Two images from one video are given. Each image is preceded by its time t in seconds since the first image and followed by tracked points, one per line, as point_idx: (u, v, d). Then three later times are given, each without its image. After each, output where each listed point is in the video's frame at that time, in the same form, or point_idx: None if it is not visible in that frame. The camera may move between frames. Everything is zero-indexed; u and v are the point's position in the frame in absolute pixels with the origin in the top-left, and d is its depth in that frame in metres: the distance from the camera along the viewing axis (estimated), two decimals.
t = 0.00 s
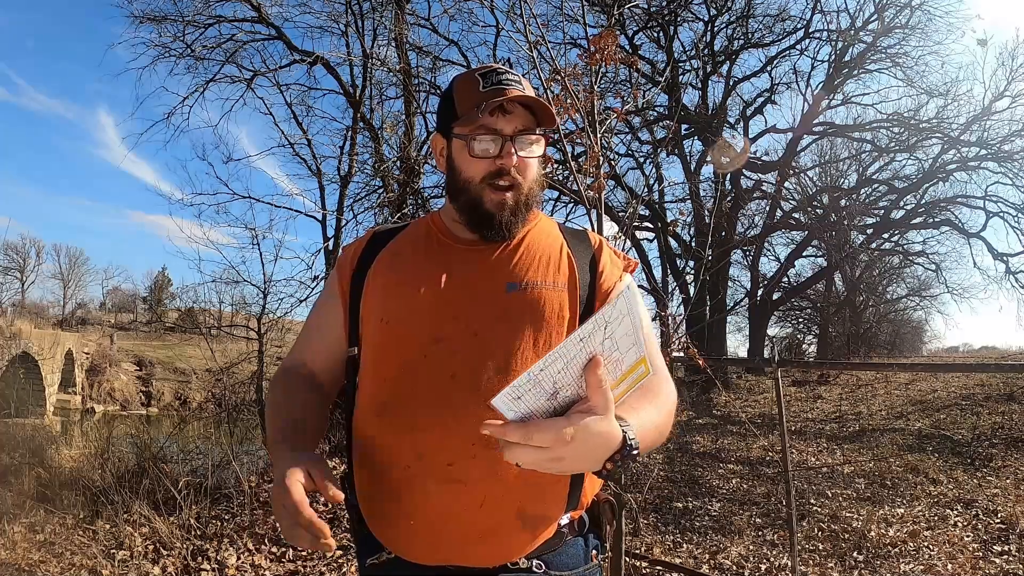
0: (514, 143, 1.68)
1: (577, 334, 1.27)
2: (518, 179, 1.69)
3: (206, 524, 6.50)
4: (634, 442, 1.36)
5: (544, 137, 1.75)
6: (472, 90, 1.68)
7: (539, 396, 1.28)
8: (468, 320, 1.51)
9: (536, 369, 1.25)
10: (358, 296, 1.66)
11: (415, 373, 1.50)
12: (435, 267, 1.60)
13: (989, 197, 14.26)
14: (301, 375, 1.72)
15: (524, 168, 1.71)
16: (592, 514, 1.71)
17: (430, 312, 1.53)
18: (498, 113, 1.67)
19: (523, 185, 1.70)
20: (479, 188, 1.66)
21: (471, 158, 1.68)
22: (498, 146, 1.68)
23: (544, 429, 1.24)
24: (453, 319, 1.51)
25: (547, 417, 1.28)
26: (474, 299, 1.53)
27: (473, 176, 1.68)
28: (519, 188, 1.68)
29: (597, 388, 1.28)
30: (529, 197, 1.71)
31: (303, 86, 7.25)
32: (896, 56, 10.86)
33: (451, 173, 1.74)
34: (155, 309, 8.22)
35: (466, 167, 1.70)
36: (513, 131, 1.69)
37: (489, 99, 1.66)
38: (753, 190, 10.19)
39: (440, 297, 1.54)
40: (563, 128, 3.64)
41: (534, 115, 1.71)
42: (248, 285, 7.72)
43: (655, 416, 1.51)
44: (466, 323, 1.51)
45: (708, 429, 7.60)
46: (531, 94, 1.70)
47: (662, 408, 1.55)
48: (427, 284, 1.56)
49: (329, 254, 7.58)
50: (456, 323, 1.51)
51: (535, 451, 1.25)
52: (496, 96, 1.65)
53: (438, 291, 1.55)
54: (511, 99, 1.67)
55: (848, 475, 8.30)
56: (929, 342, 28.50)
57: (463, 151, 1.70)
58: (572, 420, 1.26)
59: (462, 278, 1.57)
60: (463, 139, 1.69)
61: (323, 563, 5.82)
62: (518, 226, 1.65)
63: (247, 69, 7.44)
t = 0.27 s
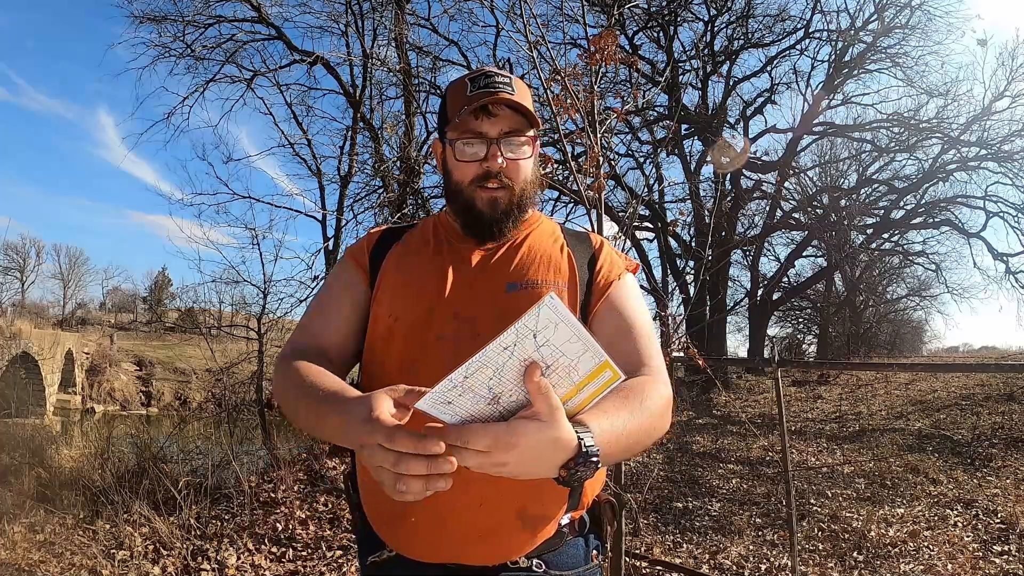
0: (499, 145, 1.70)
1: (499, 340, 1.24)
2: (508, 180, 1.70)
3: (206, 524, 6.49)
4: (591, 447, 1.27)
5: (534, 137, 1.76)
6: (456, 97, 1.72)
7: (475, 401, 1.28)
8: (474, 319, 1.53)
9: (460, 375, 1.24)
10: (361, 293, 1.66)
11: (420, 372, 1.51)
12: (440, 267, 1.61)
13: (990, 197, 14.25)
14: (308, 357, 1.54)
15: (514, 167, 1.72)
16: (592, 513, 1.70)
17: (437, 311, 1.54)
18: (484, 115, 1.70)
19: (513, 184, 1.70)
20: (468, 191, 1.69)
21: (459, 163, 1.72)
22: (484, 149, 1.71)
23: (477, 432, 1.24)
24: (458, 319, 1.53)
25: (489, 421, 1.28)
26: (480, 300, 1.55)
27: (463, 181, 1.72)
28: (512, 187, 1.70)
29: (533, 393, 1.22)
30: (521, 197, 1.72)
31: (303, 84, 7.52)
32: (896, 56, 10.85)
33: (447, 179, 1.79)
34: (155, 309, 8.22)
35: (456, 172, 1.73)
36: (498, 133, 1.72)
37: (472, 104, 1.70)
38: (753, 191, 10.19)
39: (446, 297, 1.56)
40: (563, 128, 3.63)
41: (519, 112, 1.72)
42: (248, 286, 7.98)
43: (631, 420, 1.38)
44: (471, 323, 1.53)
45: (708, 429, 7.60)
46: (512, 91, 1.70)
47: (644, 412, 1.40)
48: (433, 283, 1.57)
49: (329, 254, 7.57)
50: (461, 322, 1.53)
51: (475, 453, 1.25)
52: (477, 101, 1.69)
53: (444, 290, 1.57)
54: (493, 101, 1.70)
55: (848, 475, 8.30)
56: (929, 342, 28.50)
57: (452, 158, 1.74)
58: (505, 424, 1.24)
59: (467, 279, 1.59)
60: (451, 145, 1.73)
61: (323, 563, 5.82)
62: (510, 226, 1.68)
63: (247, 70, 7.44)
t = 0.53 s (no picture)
0: (501, 147, 1.71)
1: (506, 342, 1.26)
2: (510, 181, 1.70)
3: (206, 524, 6.49)
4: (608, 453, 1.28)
5: (536, 139, 1.76)
6: (456, 99, 1.72)
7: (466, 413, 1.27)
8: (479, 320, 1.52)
9: (461, 373, 1.24)
10: (368, 292, 1.67)
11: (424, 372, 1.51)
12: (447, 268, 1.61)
13: (990, 197, 14.24)
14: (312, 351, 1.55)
15: (516, 167, 1.72)
16: (595, 513, 1.70)
17: (443, 311, 1.55)
18: (485, 117, 1.71)
19: (516, 186, 1.71)
20: (470, 192, 1.69)
21: (459, 164, 1.72)
22: (486, 149, 1.71)
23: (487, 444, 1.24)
24: (464, 320, 1.53)
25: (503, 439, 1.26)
26: (487, 301, 1.55)
27: (464, 182, 1.71)
28: (514, 188, 1.70)
29: (545, 403, 1.21)
30: (524, 198, 1.72)
31: (303, 84, 7.57)
32: (896, 56, 10.85)
33: (447, 180, 1.78)
34: (155, 309, 8.21)
35: (457, 172, 1.73)
36: (500, 134, 1.72)
37: (474, 105, 1.70)
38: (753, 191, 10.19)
39: (452, 298, 1.55)
40: (563, 128, 3.64)
41: (521, 113, 1.72)
42: (249, 286, 8.00)
43: (641, 422, 1.39)
44: (478, 323, 1.53)
45: (709, 430, 7.59)
46: (513, 91, 1.70)
47: (653, 415, 1.42)
48: (440, 283, 1.58)
49: (329, 254, 7.57)
50: (466, 323, 1.53)
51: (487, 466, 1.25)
52: (477, 103, 1.68)
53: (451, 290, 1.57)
54: (494, 102, 1.69)
55: (848, 475, 8.30)
56: (929, 342, 28.50)
57: (453, 159, 1.74)
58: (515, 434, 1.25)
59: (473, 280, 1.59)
60: (453, 145, 1.73)
61: (323, 563, 5.81)
62: (513, 228, 1.69)
63: (247, 69, 7.44)
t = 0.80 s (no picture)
0: (509, 149, 1.73)
1: (473, 364, 1.27)
2: (515, 184, 1.72)
3: (206, 524, 6.49)
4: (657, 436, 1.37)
5: (543, 144, 1.78)
6: (465, 99, 1.75)
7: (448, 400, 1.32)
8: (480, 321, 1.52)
9: (417, 377, 1.29)
10: (367, 294, 1.67)
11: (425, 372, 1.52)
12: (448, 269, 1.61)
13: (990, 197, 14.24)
14: (310, 352, 1.56)
15: (522, 171, 1.74)
16: (597, 512, 1.70)
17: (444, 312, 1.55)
18: (494, 119, 1.74)
19: (521, 189, 1.72)
20: (474, 192, 1.71)
21: (465, 163, 1.74)
22: (494, 151, 1.73)
23: (567, 426, 1.21)
24: (465, 320, 1.53)
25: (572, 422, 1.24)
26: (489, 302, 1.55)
27: (469, 181, 1.73)
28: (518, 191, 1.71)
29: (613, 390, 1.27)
30: (527, 201, 1.73)
31: (303, 84, 7.56)
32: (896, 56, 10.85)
33: (452, 179, 1.80)
34: (155, 309, 8.21)
35: (462, 172, 1.75)
36: (508, 137, 1.76)
37: (483, 106, 1.73)
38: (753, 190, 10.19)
39: (453, 300, 1.56)
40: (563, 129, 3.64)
41: (530, 118, 1.76)
42: (249, 286, 7.84)
43: (666, 419, 1.45)
44: (479, 323, 1.53)
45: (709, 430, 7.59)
46: (522, 96, 1.73)
47: (677, 409, 1.50)
48: (441, 284, 1.58)
49: (329, 254, 7.57)
50: (467, 324, 1.53)
51: (562, 452, 1.22)
52: (487, 103, 1.71)
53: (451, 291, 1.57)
54: (505, 105, 1.73)
55: (848, 475, 8.30)
56: (929, 342, 28.51)
57: (459, 158, 1.76)
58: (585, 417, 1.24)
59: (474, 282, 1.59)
60: (460, 145, 1.75)
61: (323, 563, 5.81)
62: (516, 230, 1.69)
63: (247, 69, 7.45)
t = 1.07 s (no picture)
0: (521, 152, 1.72)
1: (471, 362, 1.29)
2: (523, 186, 1.72)
3: (205, 524, 6.49)
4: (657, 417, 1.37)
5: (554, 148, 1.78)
6: (480, 99, 1.74)
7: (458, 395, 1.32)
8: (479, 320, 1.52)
9: (418, 369, 1.32)
10: (367, 295, 1.67)
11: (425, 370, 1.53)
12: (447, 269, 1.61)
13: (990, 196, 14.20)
14: (311, 352, 1.57)
15: (530, 176, 1.73)
16: (597, 512, 1.70)
17: (444, 310, 1.55)
18: (509, 121, 1.73)
19: (529, 191, 1.71)
20: (481, 193, 1.71)
21: (475, 163, 1.73)
22: (506, 153, 1.72)
23: (575, 403, 1.21)
24: (464, 319, 1.53)
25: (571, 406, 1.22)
26: (489, 301, 1.55)
27: (477, 182, 1.73)
28: (525, 193, 1.71)
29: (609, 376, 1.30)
30: (534, 203, 1.72)
31: (303, 85, 7.35)
32: (896, 56, 10.84)
33: (460, 179, 1.79)
34: (155, 309, 8.21)
35: (472, 172, 1.74)
36: (521, 141, 1.74)
37: (500, 106, 1.71)
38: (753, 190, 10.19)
39: (454, 299, 1.56)
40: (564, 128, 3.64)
41: (543, 124, 1.74)
42: (249, 286, 7.85)
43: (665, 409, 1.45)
44: (479, 322, 1.53)
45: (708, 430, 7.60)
46: (538, 102, 1.71)
47: (673, 404, 1.50)
48: (441, 284, 1.58)
49: (329, 254, 7.57)
50: (468, 324, 1.53)
51: (574, 431, 1.22)
52: (500, 106, 1.70)
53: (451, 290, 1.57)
54: (520, 109, 1.72)
55: (848, 475, 8.30)
56: (930, 342, 28.51)
57: (470, 157, 1.75)
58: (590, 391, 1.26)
59: (474, 280, 1.59)
60: (473, 143, 1.74)
61: (323, 563, 5.81)
62: (520, 232, 1.68)
63: (247, 69, 7.44)
